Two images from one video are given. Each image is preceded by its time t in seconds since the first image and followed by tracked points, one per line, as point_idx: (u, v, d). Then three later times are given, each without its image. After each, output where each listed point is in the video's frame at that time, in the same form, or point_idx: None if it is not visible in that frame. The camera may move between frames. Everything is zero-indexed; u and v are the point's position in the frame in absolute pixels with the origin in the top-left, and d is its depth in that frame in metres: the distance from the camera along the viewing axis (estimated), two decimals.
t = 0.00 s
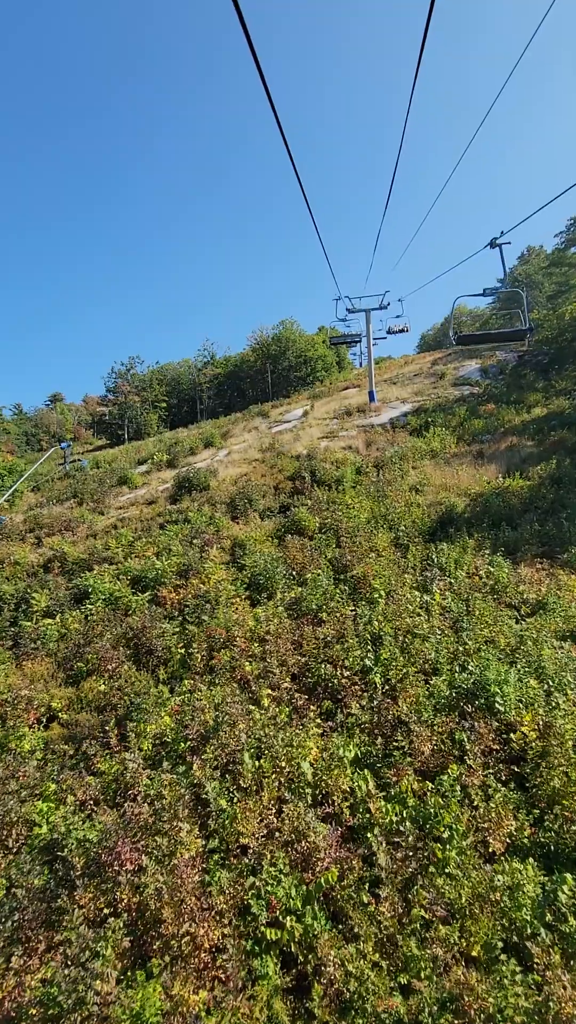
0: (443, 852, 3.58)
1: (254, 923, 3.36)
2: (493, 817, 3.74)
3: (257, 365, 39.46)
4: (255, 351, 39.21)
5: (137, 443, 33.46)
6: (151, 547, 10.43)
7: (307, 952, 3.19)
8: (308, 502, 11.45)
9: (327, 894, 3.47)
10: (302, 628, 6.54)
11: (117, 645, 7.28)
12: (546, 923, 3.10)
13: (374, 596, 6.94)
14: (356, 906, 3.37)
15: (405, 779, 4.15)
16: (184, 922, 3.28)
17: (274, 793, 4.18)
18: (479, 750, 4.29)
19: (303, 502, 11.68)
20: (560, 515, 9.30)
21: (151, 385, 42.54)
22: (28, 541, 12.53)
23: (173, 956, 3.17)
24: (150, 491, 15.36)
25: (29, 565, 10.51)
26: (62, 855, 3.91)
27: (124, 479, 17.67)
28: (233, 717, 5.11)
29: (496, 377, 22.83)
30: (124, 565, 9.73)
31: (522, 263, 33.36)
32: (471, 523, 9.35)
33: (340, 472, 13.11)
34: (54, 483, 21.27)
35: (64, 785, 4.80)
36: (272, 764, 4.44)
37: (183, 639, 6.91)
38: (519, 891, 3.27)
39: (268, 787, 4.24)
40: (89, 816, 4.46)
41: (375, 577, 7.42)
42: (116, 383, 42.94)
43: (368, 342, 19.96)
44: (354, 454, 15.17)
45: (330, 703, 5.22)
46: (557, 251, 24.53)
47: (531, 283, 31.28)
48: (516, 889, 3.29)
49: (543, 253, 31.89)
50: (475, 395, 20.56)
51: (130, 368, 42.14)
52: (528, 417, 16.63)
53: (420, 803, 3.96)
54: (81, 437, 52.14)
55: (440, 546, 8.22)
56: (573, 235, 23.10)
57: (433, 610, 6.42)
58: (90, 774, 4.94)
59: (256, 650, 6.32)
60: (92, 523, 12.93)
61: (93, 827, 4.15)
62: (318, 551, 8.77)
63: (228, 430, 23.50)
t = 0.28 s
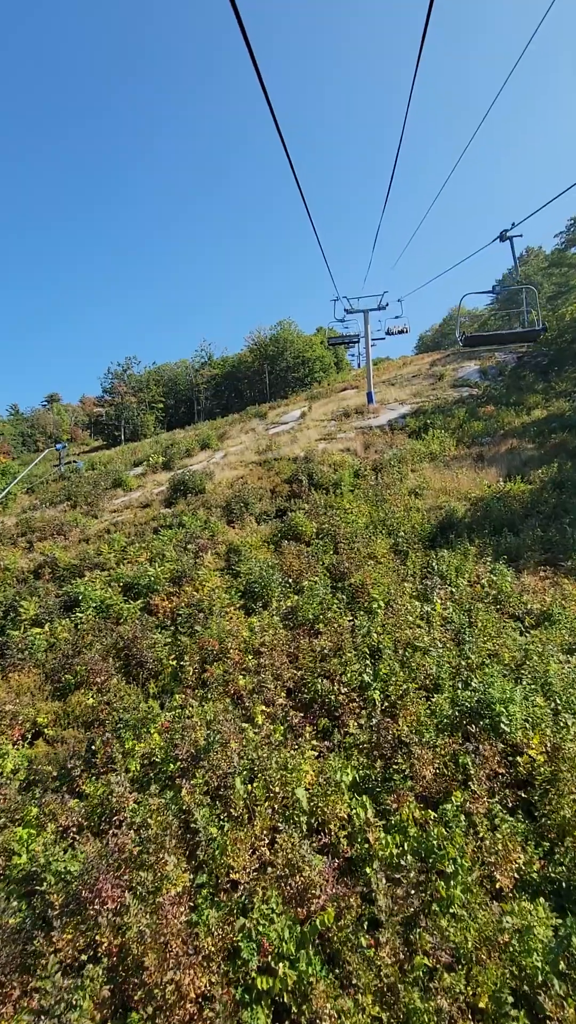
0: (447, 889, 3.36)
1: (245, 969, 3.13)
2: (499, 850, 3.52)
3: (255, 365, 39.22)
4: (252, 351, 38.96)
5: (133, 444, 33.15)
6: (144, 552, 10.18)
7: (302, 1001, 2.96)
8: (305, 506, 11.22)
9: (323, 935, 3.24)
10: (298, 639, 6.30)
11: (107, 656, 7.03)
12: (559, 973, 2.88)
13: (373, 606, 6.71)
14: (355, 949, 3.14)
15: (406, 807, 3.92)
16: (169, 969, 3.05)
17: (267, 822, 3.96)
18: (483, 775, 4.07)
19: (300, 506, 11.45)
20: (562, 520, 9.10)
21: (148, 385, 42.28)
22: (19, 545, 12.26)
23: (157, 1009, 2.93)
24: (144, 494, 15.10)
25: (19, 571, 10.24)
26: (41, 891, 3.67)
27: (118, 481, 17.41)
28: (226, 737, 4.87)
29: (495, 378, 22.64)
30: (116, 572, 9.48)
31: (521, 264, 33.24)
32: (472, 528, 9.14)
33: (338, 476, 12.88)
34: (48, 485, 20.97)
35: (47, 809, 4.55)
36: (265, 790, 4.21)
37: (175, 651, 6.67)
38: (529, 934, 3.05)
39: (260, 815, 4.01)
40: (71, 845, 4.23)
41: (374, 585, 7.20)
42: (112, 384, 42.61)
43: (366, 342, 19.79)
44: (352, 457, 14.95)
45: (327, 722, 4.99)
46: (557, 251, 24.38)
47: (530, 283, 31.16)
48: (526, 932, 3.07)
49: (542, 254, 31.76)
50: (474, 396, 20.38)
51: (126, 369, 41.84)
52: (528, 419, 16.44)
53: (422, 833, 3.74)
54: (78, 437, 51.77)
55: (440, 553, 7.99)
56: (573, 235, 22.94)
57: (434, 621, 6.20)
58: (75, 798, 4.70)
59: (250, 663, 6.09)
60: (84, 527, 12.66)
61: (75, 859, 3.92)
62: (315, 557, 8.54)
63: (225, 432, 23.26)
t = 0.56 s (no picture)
0: (454, 936, 3.10)
1: None
2: (510, 893, 3.26)
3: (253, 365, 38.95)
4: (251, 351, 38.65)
5: (130, 444, 32.84)
6: (137, 557, 9.89)
7: None
8: (303, 510, 10.96)
9: (319, 989, 2.98)
10: (294, 653, 6.03)
11: (95, 668, 6.74)
12: None
13: (373, 617, 6.44)
14: (353, 1006, 2.88)
15: (409, 842, 3.66)
16: None
17: (260, 858, 3.68)
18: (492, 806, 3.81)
19: (297, 510, 11.20)
20: (568, 525, 8.84)
21: (145, 385, 41.97)
22: (10, 550, 11.96)
23: None
24: (139, 497, 14.79)
25: (8, 577, 9.95)
26: (15, 935, 3.41)
27: (113, 483, 17.12)
28: (217, 759, 4.60)
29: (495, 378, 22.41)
30: (108, 578, 9.19)
31: (521, 264, 33.04)
32: (474, 534, 8.89)
33: (336, 478, 12.62)
34: (42, 486, 20.68)
35: (25, 839, 4.28)
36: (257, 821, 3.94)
37: (166, 664, 6.39)
38: (544, 993, 2.80)
39: (253, 849, 3.74)
40: (49, 880, 3.95)
41: (374, 594, 6.93)
42: (109, 384, 42.26)
43: (365, 342, 19.59)
44: (351, 458, 14.69)
45: (324, 744, 4.73)
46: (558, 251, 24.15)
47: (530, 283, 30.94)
48: (541, 990, 2.81)
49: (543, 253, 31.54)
50: (474, 397, 20.11)
51: (124, 368, 41.50)
52: (529, 420, 16.21)
53: (427, 871, 3.47)
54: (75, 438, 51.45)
55: (442, 560, 7.72)
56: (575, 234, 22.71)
57: (436, 634, 5.93)
58: (57, 826, 4.42)
59: (244, 678, 5.81)
60: (77, 531, 12.38)
61: (53, 899, 3.65)
62: (312, 564, 8.26)
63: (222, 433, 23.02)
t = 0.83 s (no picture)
0: (460, 986, 2.86)
1: None
2: (521, 937, 3.02)
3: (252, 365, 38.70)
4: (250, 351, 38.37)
5: (127, 444, 32.57)
6: (131, 562, 9.65)
7: None
8: (301, 514, 10.72)
9: None
10: (291, 665, 5.79)
11: (85, 680, 6.49)
12: None
13: (373, 627, 6.20)
14: None
15: (412, 877, 3.42)
16: None
17: (251, 895, 3.46)
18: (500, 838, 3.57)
19: (295, 514, 10.96)
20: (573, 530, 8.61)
21: (143, 385, 41.70)
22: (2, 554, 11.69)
23: None
24: (135, 499, 14.52)
25: None
26: None
27: (109, 485, 16.88)
28: (208, 781, 4.37)
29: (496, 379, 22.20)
30: (100, 584, 8.93)
31: (521, 264, 32.84)
32: (476, 539, 8.66)
33: (335, 481, 12.39)
34: (38, 487, 20.44)
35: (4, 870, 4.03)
36: (250, 852, 3.71)
37: (157, 676, 6.14)
38: None
39: (245, 885, 3.51)
40: (28, 916, 3.72)
41: (374, 603, 6.70)
42: (107, 383, 41.99)
43: (365, 342, 19.35)
44: (350, 460, 14.46)
45: (322, 765, 4.50)
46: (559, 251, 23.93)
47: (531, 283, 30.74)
48: None
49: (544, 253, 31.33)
50: (474, 398, 19.87)
51: (122, 368, 41.22)
52: (531, 421, 16.00)
53: (431, 911, 3.24)
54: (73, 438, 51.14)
55: (444, 567, 7.48)
56: None
57: (439, 646, 5.69)
58: (38, 854, 4.18)
59: (239, 692, 5.57)
60: (71, 534, 12.13)
61: (29, 939, 3.41)
62: (311, 571, 8.02)
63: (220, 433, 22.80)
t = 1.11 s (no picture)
0: None
1: None
2: (537, 992, 2.77)
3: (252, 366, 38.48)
4: (250, 351, 38.13)
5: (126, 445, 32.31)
6: (126, 568, 9.40)
7: None
8: (300, 518, 10.49)
9: None
10: (288, 679, 5.54)
11: (74, 692, 6.25)
12: None
13: (374, 639, 5.96)
14: None
15: (416, 918, 3.18)
16: None
17: (244, 937, 3.22)
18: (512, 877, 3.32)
19: (294, 518, 10.73)
20: None
21: (142, 385, 41.49)
22: None
23: None
24: (132, 501, 14.28)
25: None
26: None
27: (105, 487, 16.65)
28: (200, 807, 4.13)
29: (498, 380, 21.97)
30: (93, 591, 8.70)
31: (523, 264, 32.62)
32: (480, 545, 8.43)
33: (335, 484, 12.16)
34: (35, 489, 20.21)
35: None
36: (243, 888, 3.48)
37: (149, 690, 5.90)
38: None
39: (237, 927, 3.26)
40: (5, 957, 3.49)
41: (375, 612, 6.45)
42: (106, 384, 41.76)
43: (366, 342, 19.13)
44: (351, 462, 14.21)
45: (320, 789, 4.26)
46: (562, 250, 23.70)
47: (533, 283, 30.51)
48: None
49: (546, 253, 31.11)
50: (476, 399, 19.61)
51: (121, 368, 40.99)
52: (534, 423, 15.76)
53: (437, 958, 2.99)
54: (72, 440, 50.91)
55: (447, 575, 7.23)
56: None
57: (444, 659, 5.44)
58: (18, 886, 3.95)
59: (233, 708, 5.32)
60: (66, 538, 11.89)
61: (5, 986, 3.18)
62: (310, 578, 7.78)
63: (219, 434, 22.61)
